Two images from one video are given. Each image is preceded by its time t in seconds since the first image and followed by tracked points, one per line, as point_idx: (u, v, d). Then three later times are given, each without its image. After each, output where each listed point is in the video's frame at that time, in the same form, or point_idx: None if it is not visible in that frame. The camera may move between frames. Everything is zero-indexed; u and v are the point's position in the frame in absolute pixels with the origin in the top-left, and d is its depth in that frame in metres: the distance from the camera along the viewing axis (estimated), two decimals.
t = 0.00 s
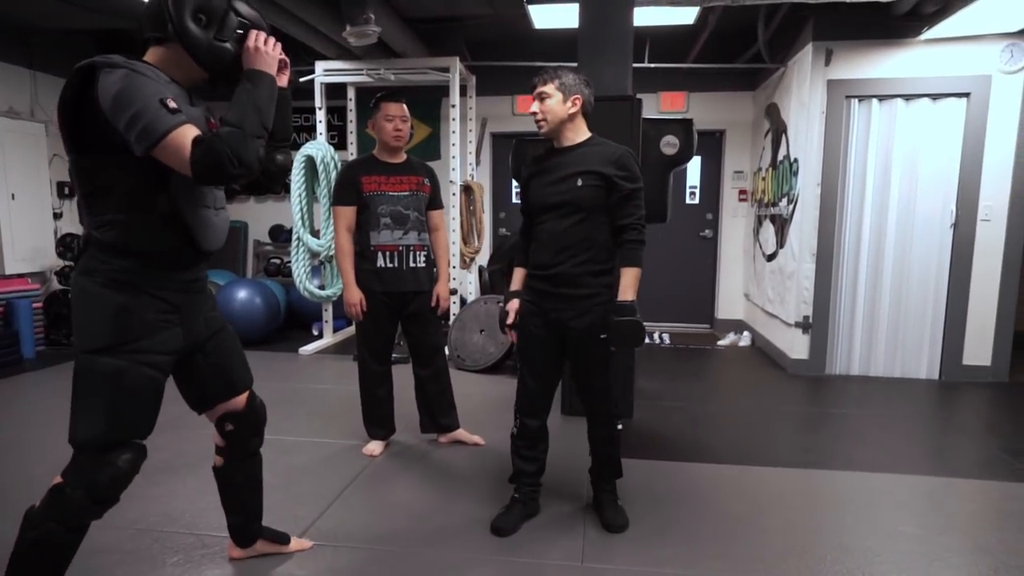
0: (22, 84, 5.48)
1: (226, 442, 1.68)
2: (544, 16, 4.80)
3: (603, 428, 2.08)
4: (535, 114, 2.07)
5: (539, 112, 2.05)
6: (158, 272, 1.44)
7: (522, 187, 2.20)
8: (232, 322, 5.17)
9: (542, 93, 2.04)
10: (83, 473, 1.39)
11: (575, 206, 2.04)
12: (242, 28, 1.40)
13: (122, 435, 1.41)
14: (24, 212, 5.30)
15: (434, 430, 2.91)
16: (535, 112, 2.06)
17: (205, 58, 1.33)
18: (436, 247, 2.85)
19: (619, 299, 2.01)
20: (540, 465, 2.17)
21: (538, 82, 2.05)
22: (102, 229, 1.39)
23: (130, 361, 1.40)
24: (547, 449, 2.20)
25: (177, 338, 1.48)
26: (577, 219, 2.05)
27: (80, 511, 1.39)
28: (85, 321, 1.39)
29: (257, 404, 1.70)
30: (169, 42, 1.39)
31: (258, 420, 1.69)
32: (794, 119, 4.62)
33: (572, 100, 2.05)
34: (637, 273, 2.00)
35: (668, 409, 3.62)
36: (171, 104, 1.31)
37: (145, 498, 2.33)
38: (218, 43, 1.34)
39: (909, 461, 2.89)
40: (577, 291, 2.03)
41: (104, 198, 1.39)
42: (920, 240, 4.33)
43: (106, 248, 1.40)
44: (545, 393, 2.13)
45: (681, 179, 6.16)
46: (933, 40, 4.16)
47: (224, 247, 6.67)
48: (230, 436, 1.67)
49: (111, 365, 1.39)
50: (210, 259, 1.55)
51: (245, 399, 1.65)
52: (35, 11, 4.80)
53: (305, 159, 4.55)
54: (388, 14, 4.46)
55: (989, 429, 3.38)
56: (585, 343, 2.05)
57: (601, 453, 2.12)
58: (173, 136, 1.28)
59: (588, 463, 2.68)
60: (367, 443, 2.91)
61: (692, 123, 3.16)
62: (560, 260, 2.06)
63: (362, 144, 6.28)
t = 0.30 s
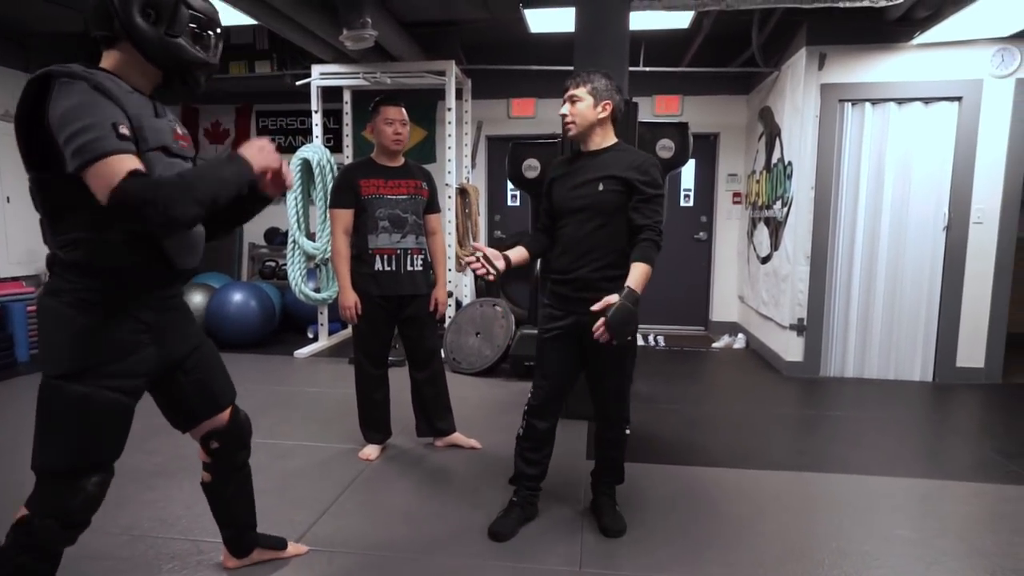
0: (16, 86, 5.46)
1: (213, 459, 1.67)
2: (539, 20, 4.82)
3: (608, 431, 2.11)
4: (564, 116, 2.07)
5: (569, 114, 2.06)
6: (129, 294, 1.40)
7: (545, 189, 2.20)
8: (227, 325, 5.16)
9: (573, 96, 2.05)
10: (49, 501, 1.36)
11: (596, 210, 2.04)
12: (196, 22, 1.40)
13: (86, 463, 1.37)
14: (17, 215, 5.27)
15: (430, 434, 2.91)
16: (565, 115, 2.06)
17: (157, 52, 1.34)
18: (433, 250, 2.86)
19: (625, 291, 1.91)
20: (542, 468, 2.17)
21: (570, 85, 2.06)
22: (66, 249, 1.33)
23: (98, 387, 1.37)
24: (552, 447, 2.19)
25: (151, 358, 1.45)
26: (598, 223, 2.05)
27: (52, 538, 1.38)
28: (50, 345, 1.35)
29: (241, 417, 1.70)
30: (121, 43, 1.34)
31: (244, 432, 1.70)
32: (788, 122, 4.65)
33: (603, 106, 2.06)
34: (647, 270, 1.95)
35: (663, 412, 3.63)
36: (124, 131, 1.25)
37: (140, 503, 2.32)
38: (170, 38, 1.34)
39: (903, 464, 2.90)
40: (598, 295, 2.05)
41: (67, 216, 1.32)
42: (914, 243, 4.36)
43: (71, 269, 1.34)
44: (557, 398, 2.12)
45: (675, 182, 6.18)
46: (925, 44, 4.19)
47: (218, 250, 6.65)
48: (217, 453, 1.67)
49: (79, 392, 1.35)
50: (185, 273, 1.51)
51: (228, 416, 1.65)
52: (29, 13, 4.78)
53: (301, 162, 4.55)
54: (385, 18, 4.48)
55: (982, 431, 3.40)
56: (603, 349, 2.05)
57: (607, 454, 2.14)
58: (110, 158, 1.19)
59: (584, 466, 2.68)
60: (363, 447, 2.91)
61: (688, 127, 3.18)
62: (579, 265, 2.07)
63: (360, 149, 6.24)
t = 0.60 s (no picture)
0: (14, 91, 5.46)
1: (166, 470, 1.54)
2: (538, 24, 4.83)
3: (613, 436, 2.11)
4: (597, 116, 2.03)
5: (602, 115, 2.02)
6: (83, 297, 1.32)
7: (560, 190, 2.19)
8: (225, 329, 5.15)
9: (609, 97, 2.01)
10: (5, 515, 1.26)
11: (613, 217, 2.04)
12: None
13: (39, 473, 1.28)
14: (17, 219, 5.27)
15: (429, 437, 2.90)
16: (598, 115, 2.02)
17: (105, 28, 1.30)
18: (433, 254, 2.87)
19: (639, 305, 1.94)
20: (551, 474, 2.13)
21: (609, 86, 2.03)
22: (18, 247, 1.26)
23: (52, 395, 1.27)
24: (561, 451, 2.16)
25: (108, 365, 1.35)
26: (614, 229, 2.05)
27: (9, 555, 1.28)
28: None
29: (201, 428, 1.59)
30: (66, 24, 1.30)
31: (202, 441, 1.58)
32: (785, 126, 4.67)
33: (633, 115, 2.06)
34: (663, 285, 1.94)
35: (661, 416, 3.63)
36: (47, 144, 1.19)
37: (138, 509, 2.31)
38: (118, 14, 1.30)
39: (900, 468, 2.91)
40: (611, 299, 2.04)
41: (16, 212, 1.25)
42: (911, 246, 4.37)
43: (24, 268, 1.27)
44: (563, 402, 2.10)
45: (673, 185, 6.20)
46: (921, 49, 4.22)
47: (216, 253, 6.65)
48: (171, 465, 1.54)
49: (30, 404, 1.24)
50: (146, 275, 1.45)
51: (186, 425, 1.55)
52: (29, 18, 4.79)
53: (299, 166, 4.55)
54: (384, 22, 4.49)
55: (980, 434, 3.41)
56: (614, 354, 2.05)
57: (609, 458, 2.14)
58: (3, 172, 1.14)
59: (583, 470, 2.68)
60: (361, 451, 2.91)
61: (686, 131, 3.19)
62: (593, 269, 2.07)
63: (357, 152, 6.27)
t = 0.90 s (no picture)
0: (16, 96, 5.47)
1: (181, 473, 1.53)
2: (539, 30, 4.85)
3: (615, 442, 2.10)
4: (615, 120, 2.01)
5: (621, 120, 2.00)
6: (110, 303, 1.32)
7: (565, 194, 2.16)
8: (226, 334, 5.15)
9: (627, 103, 2.01)
10: (32, 516, 1.27)
11: (622, 222, 2.04)
12: (171, 18, 1.40)
13: (65, 479, 1.28)
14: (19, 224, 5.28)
15: (431, 443, 2.90)
16: (617, 118, 2.00)
17: (128, 46, 1.30)
18: (435, 260, 2.87)
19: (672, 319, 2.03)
20: (554, 480, 2.12)
21: (627, 92, 2.02)
22: (48, 256, 1.26)
23: (81, 400, 1.28)
24: (565, 456, 2.15)
25: (135, 370, 1.36)
26: (624, 236, 2.04)
27: (34, 555, 1.29)
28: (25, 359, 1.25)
29: (218, 433, 1.56)
30: (91, 37, 1.30)
31: (218, 449, 1.56)
32: (785, 131, 4.68)
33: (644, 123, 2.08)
34: (686, 294, 2.06)
35: (663, 421, 3.62)
36: (61, 153, 1.17)
37: (139, 515, 2.30)
38: (143, 32, 1.31)
39: (902, 473, 2.90)
40: (619, 305, 2.04)
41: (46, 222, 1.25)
42: (912, 251, 4.37)
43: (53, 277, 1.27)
44: (569, 408, 2.10)
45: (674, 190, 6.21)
46: (922, 55, 4.23)
47: (217, 258, 6.65)
48: (186, 470, 1.52)
49: (61, 407, 1.26)
50: (170, 282, 1.46)
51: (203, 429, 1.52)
52: (32, 24, 4.80)
53: (301, 171, 4.56)
54: (386, 27, 4.50)
55: (981, 440, 3.40)
56: (624, 359, 2.05)
57: (613, 464, 2.13)
58: (15, 173, 1.12)
59: (585, 476, 2.67)
60: (363, 457, 2.90)
61: (687, 137, 3.19)
62: (601, 275, 2.06)
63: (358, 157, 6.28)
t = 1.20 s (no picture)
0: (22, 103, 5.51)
1: (185, 476, 1.49)
2: (543, 36, 4.86)
3: (623, 449, 2.09)
4: (631, 128, 2.00)
5: (638, 128, 2.00)
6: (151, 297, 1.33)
7: (575, 203, 2.14)
8: (230, 339, 5.15)
9: (642, 111, 2.01)
10: (89, 503, 1.30)
11: (635, 231, 2.04)
12: (205, 29, 1.37)
13: (121, 469, 1.31)
14: (24, 229, 5.30)
15: (435, 449, 2.89)
16: (633, 126, 1.99)
17: (163, 60, 1.31)
18: (440, 265, 2.87)
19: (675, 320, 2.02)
20: (560, 486, 2.11)
21: (643, 100, 2.02)
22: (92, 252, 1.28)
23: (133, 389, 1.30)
24: (572, 462, 2.13)
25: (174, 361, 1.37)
26: (637, 244, 2.04)
27: (87, 543, 1.30)
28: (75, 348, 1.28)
29: (224, 436, 1.53)
30: (129, 47, 1.32)
31: (224, 453, 1.52)
32: (790, 136, 4.67)
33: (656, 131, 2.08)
34: (689, 297, 2.05)
35: (668, 427, 3.61)
36: (135, 153, 1.24)
37: (144, 521, 2.30)
38: (177, 46, 1.32)
39: (909, 480, 2.88)
40: (631, 311, 2.03)
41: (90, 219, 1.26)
42: (918, 256, 4.36)
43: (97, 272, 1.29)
44: (579, 416, 2.09)
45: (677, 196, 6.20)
46: (926, 60, 4.22)
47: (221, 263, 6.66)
48: (190, 472, 1.48)
49: (115, 394, 1.28)
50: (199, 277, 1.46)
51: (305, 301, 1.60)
52: (38, 31, 4.84)
53: (305, 177, 4.56)
54: (391, 34, 4.52)
55: (988, 446, 3.38)
56: (637, 363, 2.05)
57: (620, 471, 2.12)
58: (106, 181, 1.20)
59: (590, 483, 2.66)
60: (368, 463, 2.89)
61: (692, 142, 3.19)
62: (615, 283, 2.05)
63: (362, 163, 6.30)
